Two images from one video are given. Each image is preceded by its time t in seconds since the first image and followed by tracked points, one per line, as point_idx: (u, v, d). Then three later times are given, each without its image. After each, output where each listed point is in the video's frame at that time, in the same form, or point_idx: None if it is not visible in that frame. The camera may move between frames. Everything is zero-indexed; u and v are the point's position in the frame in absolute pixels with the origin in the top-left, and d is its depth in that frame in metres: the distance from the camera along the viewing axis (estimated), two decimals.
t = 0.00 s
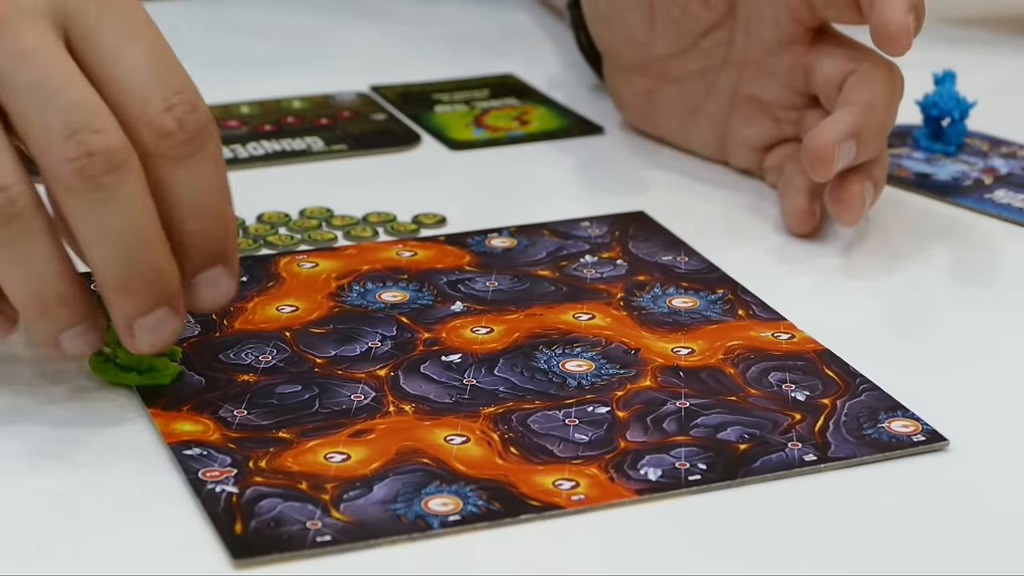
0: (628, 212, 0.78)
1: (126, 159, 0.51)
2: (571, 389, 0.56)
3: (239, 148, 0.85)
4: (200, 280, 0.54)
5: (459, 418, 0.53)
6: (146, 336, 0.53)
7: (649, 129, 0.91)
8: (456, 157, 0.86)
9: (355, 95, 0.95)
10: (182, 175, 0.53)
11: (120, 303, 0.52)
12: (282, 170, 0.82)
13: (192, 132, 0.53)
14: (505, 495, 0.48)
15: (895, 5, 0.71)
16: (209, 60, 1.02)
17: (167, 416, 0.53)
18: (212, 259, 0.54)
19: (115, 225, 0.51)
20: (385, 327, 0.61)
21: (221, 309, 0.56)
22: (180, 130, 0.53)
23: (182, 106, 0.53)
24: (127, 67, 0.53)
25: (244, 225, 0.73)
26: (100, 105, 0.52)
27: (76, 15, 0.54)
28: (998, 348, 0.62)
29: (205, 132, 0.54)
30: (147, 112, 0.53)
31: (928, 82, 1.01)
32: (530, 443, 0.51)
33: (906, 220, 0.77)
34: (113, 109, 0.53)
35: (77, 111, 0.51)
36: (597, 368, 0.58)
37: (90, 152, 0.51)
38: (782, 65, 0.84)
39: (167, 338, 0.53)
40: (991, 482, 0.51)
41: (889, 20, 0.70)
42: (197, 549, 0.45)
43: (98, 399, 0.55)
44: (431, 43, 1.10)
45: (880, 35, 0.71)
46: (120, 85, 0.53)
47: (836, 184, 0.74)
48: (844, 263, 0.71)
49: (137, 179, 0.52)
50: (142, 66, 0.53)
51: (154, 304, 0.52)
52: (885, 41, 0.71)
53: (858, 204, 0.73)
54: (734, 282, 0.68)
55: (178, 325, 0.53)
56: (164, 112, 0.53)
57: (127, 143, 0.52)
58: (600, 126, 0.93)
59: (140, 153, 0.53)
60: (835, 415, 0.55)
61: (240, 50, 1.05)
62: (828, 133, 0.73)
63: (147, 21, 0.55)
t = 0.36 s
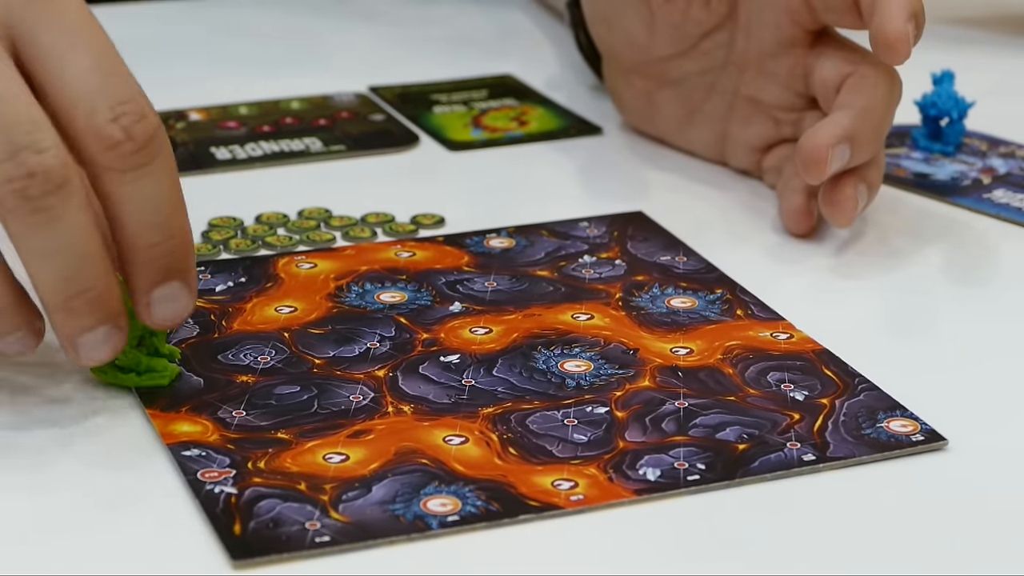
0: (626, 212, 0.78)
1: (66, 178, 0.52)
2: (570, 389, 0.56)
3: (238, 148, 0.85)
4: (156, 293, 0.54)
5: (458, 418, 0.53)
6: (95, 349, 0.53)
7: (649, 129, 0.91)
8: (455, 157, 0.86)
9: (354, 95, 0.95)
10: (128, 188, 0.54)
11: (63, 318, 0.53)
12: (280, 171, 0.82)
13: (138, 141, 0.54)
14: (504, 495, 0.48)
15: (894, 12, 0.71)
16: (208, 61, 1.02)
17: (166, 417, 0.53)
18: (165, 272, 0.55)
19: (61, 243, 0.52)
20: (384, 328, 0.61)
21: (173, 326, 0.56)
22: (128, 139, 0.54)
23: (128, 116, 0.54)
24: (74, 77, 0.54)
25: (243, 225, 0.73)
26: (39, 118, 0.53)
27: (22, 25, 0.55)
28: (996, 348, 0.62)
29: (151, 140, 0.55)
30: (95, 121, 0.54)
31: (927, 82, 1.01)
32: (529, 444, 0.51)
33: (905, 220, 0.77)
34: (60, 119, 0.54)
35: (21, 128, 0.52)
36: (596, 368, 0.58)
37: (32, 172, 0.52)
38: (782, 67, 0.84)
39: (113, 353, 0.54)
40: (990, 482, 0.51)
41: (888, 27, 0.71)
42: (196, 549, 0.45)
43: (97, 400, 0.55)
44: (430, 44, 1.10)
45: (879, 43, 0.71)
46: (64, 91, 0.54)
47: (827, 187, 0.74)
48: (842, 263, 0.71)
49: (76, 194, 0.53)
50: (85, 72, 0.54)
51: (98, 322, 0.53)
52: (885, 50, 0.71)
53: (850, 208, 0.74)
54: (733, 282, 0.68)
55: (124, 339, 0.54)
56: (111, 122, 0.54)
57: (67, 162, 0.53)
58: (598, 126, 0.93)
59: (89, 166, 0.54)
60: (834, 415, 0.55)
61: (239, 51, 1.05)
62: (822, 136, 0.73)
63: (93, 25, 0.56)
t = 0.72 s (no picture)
0: (626, 213, 0.78)
1: (205, 134, 0.55)
2: (569, 390, 0.56)
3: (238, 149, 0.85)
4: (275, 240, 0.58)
5: (458, 419, 0.53)
6: (220, 288, 0.57)
7: (649, 130, 0.92)
8: (455, 158, 0.86)
9: (354, 96, 0.95)
10: (255, 142, 0.57)
11: (196, 264, 0.56)
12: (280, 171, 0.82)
13: (266, 99, 0.56)
14: (504, 495, 0.48)
15: (894, 12, 0.71)
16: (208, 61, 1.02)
17: (166, 417, 0.53)
18: (281, 223, 0.58)
19: (198, 196, 0.55)
20: (384, 328, 0.61)
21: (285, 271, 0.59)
22: (257, 96, 0.56)
23: (257, 73, 0.57)
24: (204, 36, 0.57)
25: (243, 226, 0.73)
26: (176, 75, 0.55)
27: None
28: (997, 349, 0.62)
29: (278, 98, 0.57)
30: (225, 79, 0.56)
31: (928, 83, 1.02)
32: (529, 444, 0.51)
33: (904, 221, 0.77)
34: (192, 77, 0.57)
35: (162, 85, 0.55)
36: (595, 369, 0.58)
37: (175, 128, 0.54)
38: (781, 67, 0.84)
39: (235, 292, 0.58)
40: (991, 483, 0.51)
41: (888, 28, 0.71)
42: (196, 548, 0.45)
43: (97, 400, 0.55)
44: (431, 45, 1.10)
45: (879, 43, 0.71)
46: (195, 51, 0.56)
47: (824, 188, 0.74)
48: (842, 264, 0.71)
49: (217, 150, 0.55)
50: (215, 33, 0.57)
51: (226, 265, 0.57)
52: (885, 50, 0.71)
53: (847, 210, 0.74)
54: (732, 283, 0.68)
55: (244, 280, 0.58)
56: (241, 79, 0.56)
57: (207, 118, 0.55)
58: (599, 127, 0.93)
59: (215, 117, 0.57)
60: (833, 416, 0.55)
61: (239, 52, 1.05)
62: (819, 135, 0.73)
63: None
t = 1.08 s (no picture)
0: (624, 214, 0.78)
1: (130, 169, 0.49)
2: (571, 391, 0.56)
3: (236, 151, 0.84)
4: (222, 305, 0.51)
5: (460, 421, 0.53)
6: (159, 359, 0.51)
7: (646, 131, 0.92)
8: (453, 159, 0.86)
9: (351, 98, 0.95)
10: (192, 186, 0.50)
11: (132, 327, 0.50)
12: (279, 173, 0.82)
13: (204, 139, 0.50)
14: (508, 497, 0.48)
15: (893, 14, 0.71)
16: (205, 63, 1.02)
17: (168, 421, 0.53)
18: (228, 282, 0.51)
19: (122, 242, 0.49)
20: (384, 330, 0.61)
21: (235, 342, 0.52)
22: (192, 137, 0.50)
23: (194, 113, 0.51)
24: (139, 77, 0.51)
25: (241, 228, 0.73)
26: (103, 112, 0.50)
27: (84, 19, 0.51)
28: (998, 349, 0.62)
29: (221, 137, 0.51)
30: (158, 119, 0.50)
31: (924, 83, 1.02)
32: (532, 446, 0.51)
33: (901, 221, 0.77)
34: (122, 117, 0.51)
35: (82, 118, 0.49)
36: (596, 370, 0.58)
37: (92, 162, 0.49)
38: (780, 70, 0.84)
39: (179, 363, 0.51)
40: (994, 483, 0.51)
41: (887, 32, 0.71)
42: (202, 552, 0.45)
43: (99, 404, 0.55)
44: (427, 46, 1.10)
45: (878, 46, 0.71)
46: (124, 88, 0.51)
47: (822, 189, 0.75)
48: (841, 265, 0.71)
49: (146, 202, 0.50)
50: (151, 71, 0.51)
51: (164, 330, 0.50)
52: (884, 53, 0.71)
53: (844, 211, 0.74)
54: (731, 284, 0.68)
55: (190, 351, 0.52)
56: (177, 119, 0.51)
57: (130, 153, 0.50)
58: (596, 128, 0.93)
59: (151, 164, 0.51)
60: (835, 416, 0.55)
61: (236, 54, 1.05)
62: (816, 140, 0.73)
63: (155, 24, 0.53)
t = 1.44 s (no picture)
0: (624, 217, 0.78)
1: (265, 129, 0.55)
2: (571, 393, 0.56)
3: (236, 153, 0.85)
4: (326, 242, 0.58)
5: (460, 423, 0.53)
6: (268, 289, 0.57)
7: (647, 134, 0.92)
8: (454, 162, 0.86)
9: (352, 100, 0.95)
10: (313, 141, 0.57)
11: (250, 259, 0.56)
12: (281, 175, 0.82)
13: (327, 99, 0.57)
14: (507, 500, 0.48)
15: (869, 44, 0.72)
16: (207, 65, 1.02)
17: (168, 422, 0.53)
18: (334, 223, 0.58)
19: (252, 192, 0.55)
20: (384, 333, 0.61)
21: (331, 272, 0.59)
22: (315, 96, 0.57)
23: (316, 73, 0.57)
24: (264, 36, 0.57)
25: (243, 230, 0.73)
26: (237, 73, 0.55)
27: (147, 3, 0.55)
28: (996, 351, 0.62)
29: (338, 97, 0.57)
30: (284, 78, 0.57)
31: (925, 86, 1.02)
32: (532, 448, 0.51)
33: (901, 224, 0.77)
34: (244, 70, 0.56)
35: (222, 80, 0.54)
36: (596, 373, 0.58)
37: (236, 121, 0.54)
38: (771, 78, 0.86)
39: (281, 292, 0.58)
40: (993, 486, 0.51)
41: (866, 59, 0.72)
42: (200, 553, 0.45)
43: (98, 404, 0.55)
44: (429, 48, 1.10)
45: (859, 75, 0.72)
46: (260, 55, 0.57)
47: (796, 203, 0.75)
48: (843, 267, 0.71)
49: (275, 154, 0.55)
50: (275, 35, 0.57)
51: (279, 264, 0.57)
52: (864, 81, 0.72)
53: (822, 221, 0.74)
54: (731, 287, 0.68)
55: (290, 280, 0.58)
56: (301, 78, 0.57)
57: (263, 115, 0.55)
58: (597, 131, 0.93)
59: (274, 115, 0.57)
60: (834, 419, 0.55)
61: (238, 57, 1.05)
62: (778, 161, 0.76)
63: None
